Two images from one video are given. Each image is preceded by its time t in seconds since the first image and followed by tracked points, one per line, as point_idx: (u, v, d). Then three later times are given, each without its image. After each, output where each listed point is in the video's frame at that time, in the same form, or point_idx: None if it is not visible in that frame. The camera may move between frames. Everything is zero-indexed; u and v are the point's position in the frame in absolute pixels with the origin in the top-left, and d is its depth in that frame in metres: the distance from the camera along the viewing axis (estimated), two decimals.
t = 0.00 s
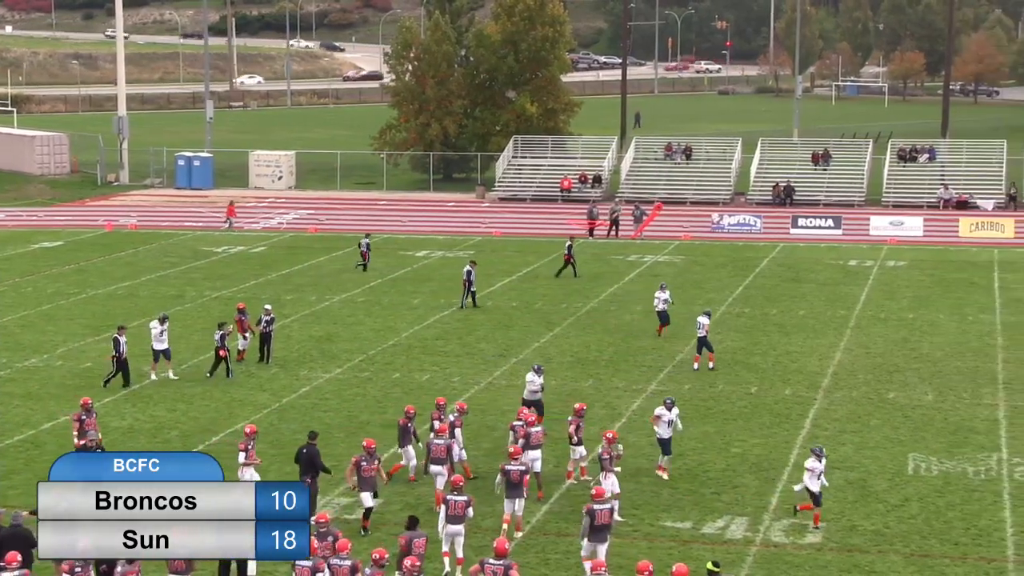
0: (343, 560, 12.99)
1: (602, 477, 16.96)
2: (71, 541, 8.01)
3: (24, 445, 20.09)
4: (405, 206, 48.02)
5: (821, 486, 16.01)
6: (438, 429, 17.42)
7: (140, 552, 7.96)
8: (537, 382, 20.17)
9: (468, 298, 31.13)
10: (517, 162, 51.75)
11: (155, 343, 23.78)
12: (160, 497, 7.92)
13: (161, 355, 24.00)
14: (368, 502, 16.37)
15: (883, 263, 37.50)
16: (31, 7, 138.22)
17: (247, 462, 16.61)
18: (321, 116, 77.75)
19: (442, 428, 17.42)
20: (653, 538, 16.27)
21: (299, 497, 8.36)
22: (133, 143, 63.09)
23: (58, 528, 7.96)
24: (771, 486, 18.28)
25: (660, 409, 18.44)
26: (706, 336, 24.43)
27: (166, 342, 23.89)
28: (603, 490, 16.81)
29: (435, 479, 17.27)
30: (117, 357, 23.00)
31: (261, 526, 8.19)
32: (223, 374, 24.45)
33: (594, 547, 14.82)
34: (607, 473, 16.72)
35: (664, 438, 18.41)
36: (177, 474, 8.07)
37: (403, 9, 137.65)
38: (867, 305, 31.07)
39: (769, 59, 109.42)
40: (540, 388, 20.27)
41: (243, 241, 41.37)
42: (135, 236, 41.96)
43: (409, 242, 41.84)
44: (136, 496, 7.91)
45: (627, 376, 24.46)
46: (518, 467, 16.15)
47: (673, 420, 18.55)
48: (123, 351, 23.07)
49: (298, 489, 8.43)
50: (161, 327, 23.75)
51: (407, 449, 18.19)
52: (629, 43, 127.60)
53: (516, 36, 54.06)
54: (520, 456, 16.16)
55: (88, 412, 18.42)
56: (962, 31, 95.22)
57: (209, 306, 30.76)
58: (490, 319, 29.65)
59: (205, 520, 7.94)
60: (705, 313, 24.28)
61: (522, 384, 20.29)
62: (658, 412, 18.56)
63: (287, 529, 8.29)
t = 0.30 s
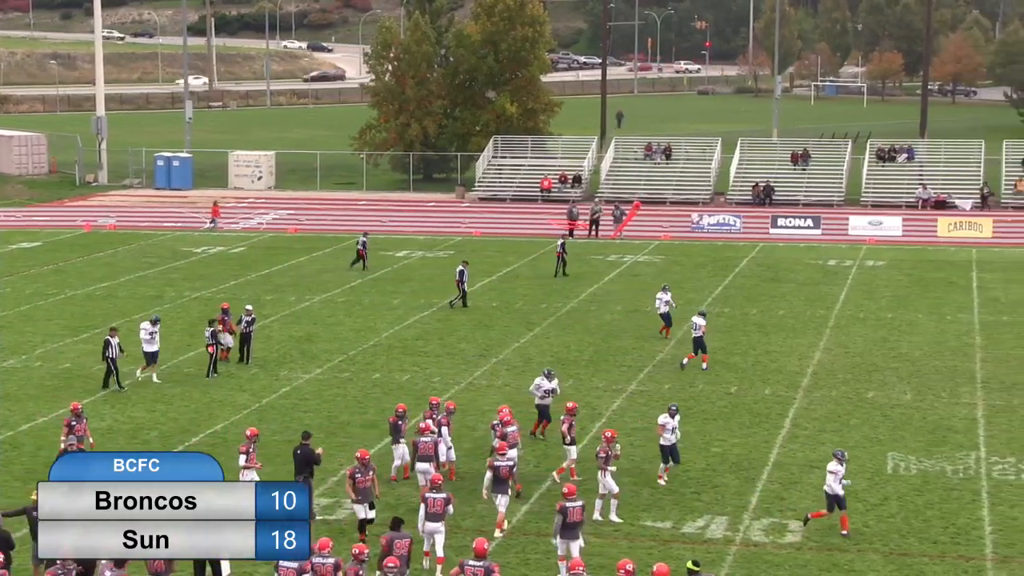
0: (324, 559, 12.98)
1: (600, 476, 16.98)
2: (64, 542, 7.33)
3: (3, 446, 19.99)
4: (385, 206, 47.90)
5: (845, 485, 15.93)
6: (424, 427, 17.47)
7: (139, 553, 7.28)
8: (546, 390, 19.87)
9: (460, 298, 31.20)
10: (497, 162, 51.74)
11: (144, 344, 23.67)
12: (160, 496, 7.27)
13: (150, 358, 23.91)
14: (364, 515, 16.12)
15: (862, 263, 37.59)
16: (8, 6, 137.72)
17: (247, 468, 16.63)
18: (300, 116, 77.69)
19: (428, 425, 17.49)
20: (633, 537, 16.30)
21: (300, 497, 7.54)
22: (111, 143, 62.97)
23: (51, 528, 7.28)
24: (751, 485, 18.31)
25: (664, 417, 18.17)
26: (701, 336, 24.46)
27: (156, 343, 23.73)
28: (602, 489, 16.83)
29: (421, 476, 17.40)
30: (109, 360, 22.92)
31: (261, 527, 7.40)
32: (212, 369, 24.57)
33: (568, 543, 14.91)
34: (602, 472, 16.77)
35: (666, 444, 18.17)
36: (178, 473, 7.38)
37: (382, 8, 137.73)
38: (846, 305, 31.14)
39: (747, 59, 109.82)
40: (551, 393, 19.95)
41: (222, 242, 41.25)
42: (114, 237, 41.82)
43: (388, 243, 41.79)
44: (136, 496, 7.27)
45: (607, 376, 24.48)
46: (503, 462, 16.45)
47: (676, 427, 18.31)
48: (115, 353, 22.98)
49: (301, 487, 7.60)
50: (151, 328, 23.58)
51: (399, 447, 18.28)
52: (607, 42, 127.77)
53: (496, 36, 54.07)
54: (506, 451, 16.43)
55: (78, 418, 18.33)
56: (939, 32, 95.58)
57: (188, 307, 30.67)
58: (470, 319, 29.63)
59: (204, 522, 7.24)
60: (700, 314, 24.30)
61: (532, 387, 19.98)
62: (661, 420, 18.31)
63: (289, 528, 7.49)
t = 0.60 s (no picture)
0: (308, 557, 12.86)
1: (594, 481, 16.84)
2: (65, 543, 7.47)
3: None
4: (360, 208, 47.89)
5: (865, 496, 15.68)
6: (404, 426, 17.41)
7: (140, 553, 7.44)
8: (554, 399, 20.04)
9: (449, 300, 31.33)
10: (472, 164, 51.73)
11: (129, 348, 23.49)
12: (160, 496, 7.43)
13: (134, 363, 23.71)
14: (352, 523, 16.03)
15: (837, 264, 37.74)
16: None
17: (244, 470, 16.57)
18: (275, 118, 77.46)
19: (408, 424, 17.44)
20: (609, 538, 16.31)
21: (299, 497, 7.80)
22: (85, 146, 62.68)
23: (54, 529, 7.42)
24: (726, 486, 18.37)
25: (668, 423, 17.83)
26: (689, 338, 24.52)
27: (141, 346, 23.62)
28: (596, 493, 16.67)
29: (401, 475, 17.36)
30: (98, 364, 22.74)
31: (261, 527, 7.63)
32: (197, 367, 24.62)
33: (538, 540, 15.12)
34: (598, 475, 16.66)
35: (667, 452, 17.85)
36: (179, 474, 7.59)
37: (357, 9, 137.62)
38: (821, 306, 31.27)
39: (722, 61, 110.09)
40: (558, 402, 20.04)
41: (197, 244, 41.18)
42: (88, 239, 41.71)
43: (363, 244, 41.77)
44: (136, 496, 7.41)
45: (583, 376, 24.54)
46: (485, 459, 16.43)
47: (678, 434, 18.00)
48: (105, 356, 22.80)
49: (299, 488, 7.86)
50: (137, 332, 23.45)
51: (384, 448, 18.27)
52: (583, 44, 127.71)
53: (471, 37, 54.13)
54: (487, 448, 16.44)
55: (62, 419, 18.15)
56: (914, 34, 95.85)
57: (163, 309, 30.63)
58: (446, 320, 29.64)
59: (204, 522, 7.40)
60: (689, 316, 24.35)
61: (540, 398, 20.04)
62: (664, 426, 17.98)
63: (288, 528, 7.75)
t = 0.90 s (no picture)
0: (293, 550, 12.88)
1: (589, 480, 16.85)
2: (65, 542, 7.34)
3: None
4: (338, 208, 47.82)
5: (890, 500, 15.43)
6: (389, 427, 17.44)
7: (140, 553, 7.32)
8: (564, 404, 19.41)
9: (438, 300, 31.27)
10: (449, 164, 51.74)
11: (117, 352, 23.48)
12: (160, 497, 7.33)
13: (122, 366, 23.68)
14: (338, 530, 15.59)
15: (813, 263, 37.83)
16: None
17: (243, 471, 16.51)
18: (252, 118, 77.34)
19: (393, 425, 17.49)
20: (586, 538, 16.32)
21: (299, 497, 7.69)
22: (61, 146, 62.50)
23: (54, 529, 7.31)
24: (703, 485, 18.40)
25: (670, 424, 17.70)
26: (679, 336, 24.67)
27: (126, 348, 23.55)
28: (591, 493, 16.67)
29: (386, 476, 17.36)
30: (88, 367, 22.64)
31: (261, 527, 7.53)
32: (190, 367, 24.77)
33: (511, 537, 15.16)
34: (592, 474, 16.69)
35: (673, 453, 17.69)
36: (179, 474, 7.47)
37: (334, 9, 137.46)
38: (798, 306, 31.34)
39: (699, 61, 110.28)
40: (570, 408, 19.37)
41: (173, 244, 41.10)
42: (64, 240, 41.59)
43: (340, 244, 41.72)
44: (136, 496, 7.31)
45: (560, 376, 24.55)
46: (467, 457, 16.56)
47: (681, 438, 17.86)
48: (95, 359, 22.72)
49: (300, 488, 7.75)
50: (122, 333, 23.42)
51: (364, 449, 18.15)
52: (560, 44, 127.80)
53: (448, 37, 54.11)
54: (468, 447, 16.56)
55: (48, 425, 18.04)
56: (890, 34, 96.16)
57: (139, 309, 30.53)
58: (424, 321, 29.60)
59: (203, 522, 7.30)
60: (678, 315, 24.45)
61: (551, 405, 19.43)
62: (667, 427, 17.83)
63: (289, 528, 7.64)
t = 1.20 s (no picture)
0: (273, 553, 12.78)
1: (586, 481, 16.81)
2: (65, 540, 7.45)
3: None
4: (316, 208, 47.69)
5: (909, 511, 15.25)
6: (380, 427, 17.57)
7: (140, 553, 7.41)
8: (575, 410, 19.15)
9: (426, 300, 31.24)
10: (427, 164, 51.70)
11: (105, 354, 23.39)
12: (160, 497, 7.36)
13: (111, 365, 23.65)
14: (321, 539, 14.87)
15: (791, 263, 37.88)
16: None
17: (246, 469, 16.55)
18: (230, 118, 77.17)
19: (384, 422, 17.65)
20: (565, 538, 16.33)
21: (300, 497, 7.73)
22: (37, 146, 62.28)
23: (55, 528, 7.39)
24: (682, 485, 18.41)
25: (683, 432, 17.28)
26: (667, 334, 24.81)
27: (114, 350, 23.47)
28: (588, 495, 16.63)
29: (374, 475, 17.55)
30: (81, 369, 22.53)
31: (261, 527, 7.57)
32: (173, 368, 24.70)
33: (490, 532, 15.31)
34: (590, 476, 16.59)
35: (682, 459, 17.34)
36: (178, 473, 7.47)
37: (312, 10, 137.30)
38: (775, 306, 31.39)
39: (677, 60, 110.42)
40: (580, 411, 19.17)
41: (151, 244, 41.01)
42: (41, 240, 41.47)
43: (319, 245, 41.66)
44: (135, 496, 7.37)
45: (539, 376, 24.55)
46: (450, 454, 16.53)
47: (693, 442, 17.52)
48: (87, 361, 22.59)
49: (302, 487, 7.79)
50: (109, 334, 23.35)
51: (345, 451, 18.11)
52: (538, 44, 127.88)
53: (426, 38, 54.10)
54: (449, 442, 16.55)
55: (34, 427, 17.91)
56: (867, 35, 96.42)
57: (117, 310, 30.44)
58: (402, 321, 29.56)
59: (203, 522, 7.35)
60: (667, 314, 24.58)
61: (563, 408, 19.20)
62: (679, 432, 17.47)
63: (287, 529, 7.66)
